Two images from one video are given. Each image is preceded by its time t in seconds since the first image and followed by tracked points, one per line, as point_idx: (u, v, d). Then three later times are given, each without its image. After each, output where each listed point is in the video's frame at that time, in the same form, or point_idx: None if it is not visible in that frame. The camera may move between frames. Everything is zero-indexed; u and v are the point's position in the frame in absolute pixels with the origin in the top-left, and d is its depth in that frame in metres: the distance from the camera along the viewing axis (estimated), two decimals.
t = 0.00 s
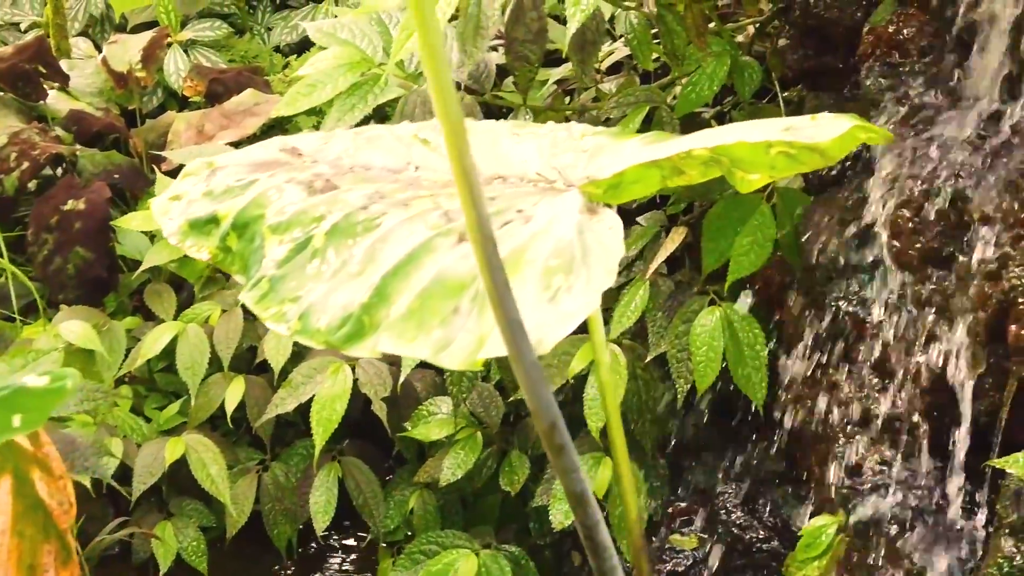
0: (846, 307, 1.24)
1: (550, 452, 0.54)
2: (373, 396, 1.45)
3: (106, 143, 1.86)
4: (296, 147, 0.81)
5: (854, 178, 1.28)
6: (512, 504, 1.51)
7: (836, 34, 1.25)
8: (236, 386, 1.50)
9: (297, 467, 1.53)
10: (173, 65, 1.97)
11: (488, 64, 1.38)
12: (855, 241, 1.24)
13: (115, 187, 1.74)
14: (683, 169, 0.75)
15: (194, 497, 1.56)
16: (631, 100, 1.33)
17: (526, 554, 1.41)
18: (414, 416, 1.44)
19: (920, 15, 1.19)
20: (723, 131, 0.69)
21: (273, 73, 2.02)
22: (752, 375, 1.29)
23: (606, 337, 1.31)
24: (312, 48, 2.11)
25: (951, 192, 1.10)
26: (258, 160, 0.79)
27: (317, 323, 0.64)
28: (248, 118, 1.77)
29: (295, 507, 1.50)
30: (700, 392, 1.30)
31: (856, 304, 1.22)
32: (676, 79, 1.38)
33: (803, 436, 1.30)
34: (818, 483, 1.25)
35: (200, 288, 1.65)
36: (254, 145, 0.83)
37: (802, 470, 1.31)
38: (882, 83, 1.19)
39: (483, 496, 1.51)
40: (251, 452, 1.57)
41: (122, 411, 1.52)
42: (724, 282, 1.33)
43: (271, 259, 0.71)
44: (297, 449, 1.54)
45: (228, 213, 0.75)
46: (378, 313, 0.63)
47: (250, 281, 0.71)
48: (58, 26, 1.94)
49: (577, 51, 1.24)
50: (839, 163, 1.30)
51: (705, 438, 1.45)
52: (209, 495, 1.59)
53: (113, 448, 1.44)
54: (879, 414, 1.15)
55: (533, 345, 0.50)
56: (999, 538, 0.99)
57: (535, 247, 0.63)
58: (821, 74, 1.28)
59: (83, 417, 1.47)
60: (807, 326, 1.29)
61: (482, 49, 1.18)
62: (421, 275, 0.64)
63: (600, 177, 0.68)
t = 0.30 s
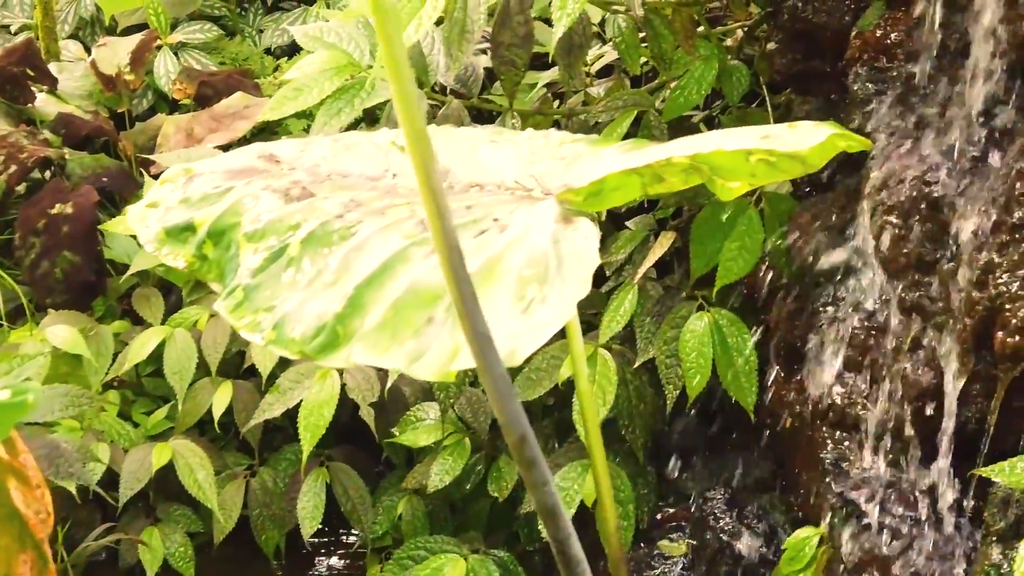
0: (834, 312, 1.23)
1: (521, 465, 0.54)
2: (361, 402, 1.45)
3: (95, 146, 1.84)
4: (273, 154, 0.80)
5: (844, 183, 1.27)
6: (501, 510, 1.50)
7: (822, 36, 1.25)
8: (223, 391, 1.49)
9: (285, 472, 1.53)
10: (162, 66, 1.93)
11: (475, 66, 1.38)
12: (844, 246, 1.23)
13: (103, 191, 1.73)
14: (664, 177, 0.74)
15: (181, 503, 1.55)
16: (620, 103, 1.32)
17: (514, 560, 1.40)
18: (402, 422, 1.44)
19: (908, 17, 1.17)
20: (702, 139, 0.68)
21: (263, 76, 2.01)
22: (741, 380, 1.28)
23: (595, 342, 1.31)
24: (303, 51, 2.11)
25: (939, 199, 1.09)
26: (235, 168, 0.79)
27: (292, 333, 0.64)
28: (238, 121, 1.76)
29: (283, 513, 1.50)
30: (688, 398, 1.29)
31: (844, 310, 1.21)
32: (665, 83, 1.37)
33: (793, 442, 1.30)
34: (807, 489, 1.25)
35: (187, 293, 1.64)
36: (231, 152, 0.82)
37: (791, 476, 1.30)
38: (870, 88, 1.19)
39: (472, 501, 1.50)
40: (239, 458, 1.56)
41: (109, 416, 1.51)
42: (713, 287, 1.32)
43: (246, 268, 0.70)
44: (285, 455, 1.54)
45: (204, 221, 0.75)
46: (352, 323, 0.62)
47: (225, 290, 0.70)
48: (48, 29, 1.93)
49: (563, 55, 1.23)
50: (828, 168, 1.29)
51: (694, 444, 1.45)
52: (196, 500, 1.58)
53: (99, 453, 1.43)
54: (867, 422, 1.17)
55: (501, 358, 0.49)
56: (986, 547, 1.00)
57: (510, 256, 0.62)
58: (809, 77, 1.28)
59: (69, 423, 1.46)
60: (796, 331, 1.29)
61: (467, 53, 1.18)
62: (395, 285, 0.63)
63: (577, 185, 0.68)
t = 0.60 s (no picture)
0: (823, 319, 1.23)
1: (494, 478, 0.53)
2: (351, 406, 1.44)
3: (85, 149, 1.84)
4: (254, 162, 0.80)
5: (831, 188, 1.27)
6: (491, 515, 1.50)
7: (812, 41, 1.25)
8: (213, 396, 1.49)
9: (274, 477, 1.52)
10: (154, 71, 1.95)
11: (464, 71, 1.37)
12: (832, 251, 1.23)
13: (93, 195, 1.73)
14: (645, 185, 0.74)
15: (170, 508, 1.54)
16: (609, 107, 1.31)
17: (504, 565, 1.40)
18: (391, 427, 1.43)
19: (894, 22, 1.17)
20: (683, 147, 0.68)
21: (255, 79, 2.01)
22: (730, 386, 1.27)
23: (584, 348, 1.30)
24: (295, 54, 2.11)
25: (925, 203, 1.09)
26: (215, 176, 0.78)
27: (269, 343, 0.63)
28: (229, 125, 1.76)
29: (272, 518, 1.49)
30: (678, 403, 1.29)
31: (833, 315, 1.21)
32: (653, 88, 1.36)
33: (781, 447, 1.30)
34: (797, 494, 1.25)
35: (177, 297, 1.63)
36: (212, 159, 0.82)
37: (780, 481, 1.30)
38: (858, 92, 1.19)
39: (462, 506, 1.50)
40: (228, 462, 1.56)
41: (98, 421, 1.50)
42: (702, 292, 1.32)
43: (224, 277, 0.70)
44: (275, 460, 1.53)
45: (183, 229, 0.74)
46: (329, 333, 0.62)
47: (202, 299, 0.69)
48: (38, 31, 1.91)
49: (552, 60, 1.23)
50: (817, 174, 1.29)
51: (685, 449, 1.45)
52: (185, 505, 1.57)
53: (87, 458, 1.42)
54: (856, 428, 1.17)
55: (472, 372, 0.49)
56: (973, 553, 1.00)
57: (488, 266, 0.62)
58: (799, 82, 1.27)
59: (58, 427, 1.45)
60: (785, 337, 1.28)
61: (454, 58, 1.17)
62: (372, 295, 0.63)
63: (557, 194, 0.67)
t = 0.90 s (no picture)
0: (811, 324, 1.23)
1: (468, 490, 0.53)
2: (340, 411, 1.44)
3: (76, 153, 1.84)
4: (234, 169, 0.80)
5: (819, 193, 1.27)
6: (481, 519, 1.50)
7: (801, 45, 1.24)
8: (202, 400, 1.49)
9: (263, 481, 1.52)
10: (145, 72, 1.94)
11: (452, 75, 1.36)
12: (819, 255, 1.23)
13: (84, 198, 1.72)
14: (626, 193, 0.74)
15: (159, 512, 1.54)
16: (598, 112, 1.31)
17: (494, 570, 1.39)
18: (380, 432, 1.43)
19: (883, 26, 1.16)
20: (663, 155, 0.68)
21: (246, 82, 2.00)
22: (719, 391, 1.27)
23: (573, 352, 1.30)
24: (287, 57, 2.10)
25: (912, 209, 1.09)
26: (195, 183, 0.78)
27: (246, 352, 0.63)
28: (219, 128, 1.76)
29: (262, 522, 1.49)
30: (665, 408, 1.28)
31: (820, 320, 1.21)
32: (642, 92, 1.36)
33: (770, 452, 1.29)
34: (786, 498, 1.24)
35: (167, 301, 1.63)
36: (193, 166, 0.81)
37: (769, 486, 1.30)
38: (844, 98, 1.20)
39: (452, 510, 1.50)
40: (218, 467, 1.55)
41: (87, 425, 1.50)
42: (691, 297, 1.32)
43: (202, 285, 0.69)
44: (264, 464, 1.53)
45: (163, 237, 0.74)
46: (305, 342, 0.61)
47: (180, 308, 0.69)
48: (29, 34, 1.91)
49: (539, 65, 1.23)
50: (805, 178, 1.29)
51: (674, 453, 1.44)
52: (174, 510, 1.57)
53: (76, 463, 1.42)
54: (845, 434, 1.17)
55: (444, 384, 0.48)
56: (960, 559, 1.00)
57: (465, 275, 0.62)
58: (787, 87, 1.27)
59: (47, 431, 1.45)
60: (774, 341, 1.28)
61: (440, 63, 1.17)
62: (349, 304, 0.63)
63: (536, 203, 0.67)
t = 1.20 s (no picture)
0: (799, 327, 1.23)
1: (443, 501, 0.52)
2: (329, 414, 1.43)
3: (68, 155, 1.83)
4: (216, 174, 0.80)
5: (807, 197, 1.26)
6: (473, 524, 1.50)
7: (791, 49, 1.24)
8: (192, 403, 1.48)
9: (254, 484, 1.52)
10: (137, 75, 1.93)
11: (442, 77, 1.36)
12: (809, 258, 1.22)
13: (75, 201, 1.72)
14: (609, 199, 0.73)
15: (149, 515, 1.54)
16: (588, 115, 1.31)
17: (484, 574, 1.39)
18: (370, 436, 1.43)
19: (872, 30, 1.17)
20: (644, 161, 0.67)
21: (238, 84, 1.99)
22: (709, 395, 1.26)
23: (563, 356, 1.30)
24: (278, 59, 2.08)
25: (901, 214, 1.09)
26: (176, 188, 0.78)
27: (224, 359, 0.62)
28: (210, 130, 1.75)
29: (252, 526, 1.48)
30: (655, 412, 1.28)
31: (810, 324, 1.21)
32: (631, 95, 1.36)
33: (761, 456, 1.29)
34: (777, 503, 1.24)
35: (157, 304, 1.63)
36: (175, 172, 0.81)
37: (760, 490, 1.30)
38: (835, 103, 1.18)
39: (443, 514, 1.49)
40: (208, 470, 1.55)
41: (77, 428, 1.50)
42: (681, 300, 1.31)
43: (181, 291, 0.69)
44: (255, 468, 1.53)
45: (143, 242, 0.74)
46: (284, 350, 0.61)
47: (159, 315, 0.69)
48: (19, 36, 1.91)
49: (528, 68, 1.22)
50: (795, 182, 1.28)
51: (666, 457, 1.44)
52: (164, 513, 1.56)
53: (65, 467, 1.41)
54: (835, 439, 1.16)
55: (417, 395, 0.47)
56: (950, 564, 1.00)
57: (443, 283, 0.61)
58: (778, 90, 1.27)
59: (37, 435, 1.44)
60: (764, 345, 1.28)
61: (427, 66, 1.18)
62: (328, 311, 0.62)
63: (516, 209, 0.67)
